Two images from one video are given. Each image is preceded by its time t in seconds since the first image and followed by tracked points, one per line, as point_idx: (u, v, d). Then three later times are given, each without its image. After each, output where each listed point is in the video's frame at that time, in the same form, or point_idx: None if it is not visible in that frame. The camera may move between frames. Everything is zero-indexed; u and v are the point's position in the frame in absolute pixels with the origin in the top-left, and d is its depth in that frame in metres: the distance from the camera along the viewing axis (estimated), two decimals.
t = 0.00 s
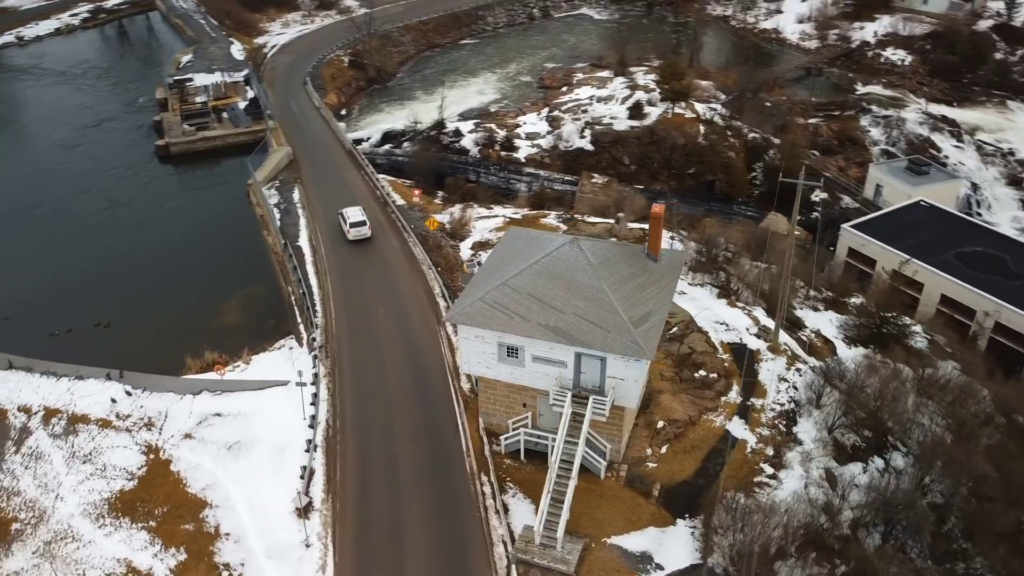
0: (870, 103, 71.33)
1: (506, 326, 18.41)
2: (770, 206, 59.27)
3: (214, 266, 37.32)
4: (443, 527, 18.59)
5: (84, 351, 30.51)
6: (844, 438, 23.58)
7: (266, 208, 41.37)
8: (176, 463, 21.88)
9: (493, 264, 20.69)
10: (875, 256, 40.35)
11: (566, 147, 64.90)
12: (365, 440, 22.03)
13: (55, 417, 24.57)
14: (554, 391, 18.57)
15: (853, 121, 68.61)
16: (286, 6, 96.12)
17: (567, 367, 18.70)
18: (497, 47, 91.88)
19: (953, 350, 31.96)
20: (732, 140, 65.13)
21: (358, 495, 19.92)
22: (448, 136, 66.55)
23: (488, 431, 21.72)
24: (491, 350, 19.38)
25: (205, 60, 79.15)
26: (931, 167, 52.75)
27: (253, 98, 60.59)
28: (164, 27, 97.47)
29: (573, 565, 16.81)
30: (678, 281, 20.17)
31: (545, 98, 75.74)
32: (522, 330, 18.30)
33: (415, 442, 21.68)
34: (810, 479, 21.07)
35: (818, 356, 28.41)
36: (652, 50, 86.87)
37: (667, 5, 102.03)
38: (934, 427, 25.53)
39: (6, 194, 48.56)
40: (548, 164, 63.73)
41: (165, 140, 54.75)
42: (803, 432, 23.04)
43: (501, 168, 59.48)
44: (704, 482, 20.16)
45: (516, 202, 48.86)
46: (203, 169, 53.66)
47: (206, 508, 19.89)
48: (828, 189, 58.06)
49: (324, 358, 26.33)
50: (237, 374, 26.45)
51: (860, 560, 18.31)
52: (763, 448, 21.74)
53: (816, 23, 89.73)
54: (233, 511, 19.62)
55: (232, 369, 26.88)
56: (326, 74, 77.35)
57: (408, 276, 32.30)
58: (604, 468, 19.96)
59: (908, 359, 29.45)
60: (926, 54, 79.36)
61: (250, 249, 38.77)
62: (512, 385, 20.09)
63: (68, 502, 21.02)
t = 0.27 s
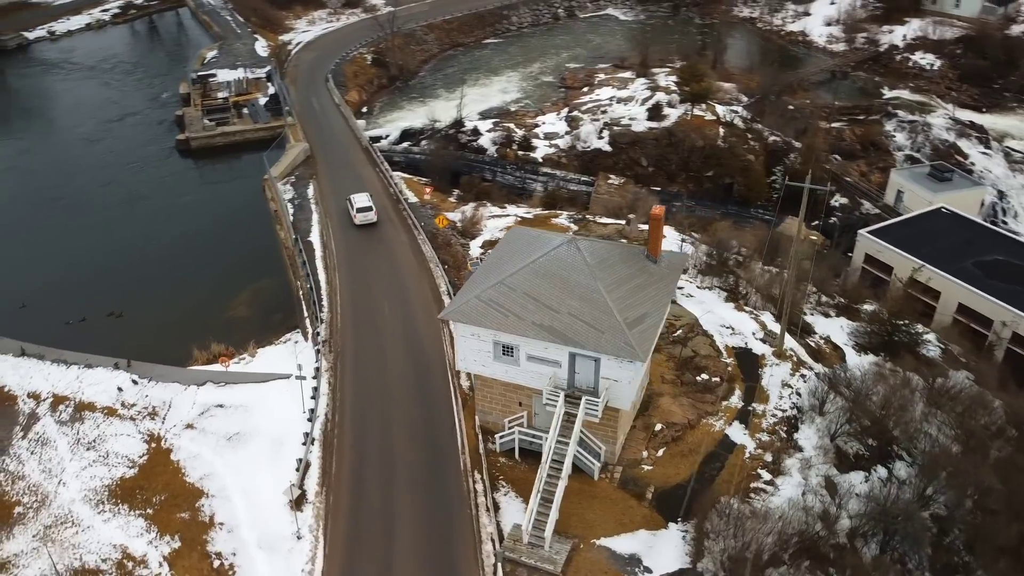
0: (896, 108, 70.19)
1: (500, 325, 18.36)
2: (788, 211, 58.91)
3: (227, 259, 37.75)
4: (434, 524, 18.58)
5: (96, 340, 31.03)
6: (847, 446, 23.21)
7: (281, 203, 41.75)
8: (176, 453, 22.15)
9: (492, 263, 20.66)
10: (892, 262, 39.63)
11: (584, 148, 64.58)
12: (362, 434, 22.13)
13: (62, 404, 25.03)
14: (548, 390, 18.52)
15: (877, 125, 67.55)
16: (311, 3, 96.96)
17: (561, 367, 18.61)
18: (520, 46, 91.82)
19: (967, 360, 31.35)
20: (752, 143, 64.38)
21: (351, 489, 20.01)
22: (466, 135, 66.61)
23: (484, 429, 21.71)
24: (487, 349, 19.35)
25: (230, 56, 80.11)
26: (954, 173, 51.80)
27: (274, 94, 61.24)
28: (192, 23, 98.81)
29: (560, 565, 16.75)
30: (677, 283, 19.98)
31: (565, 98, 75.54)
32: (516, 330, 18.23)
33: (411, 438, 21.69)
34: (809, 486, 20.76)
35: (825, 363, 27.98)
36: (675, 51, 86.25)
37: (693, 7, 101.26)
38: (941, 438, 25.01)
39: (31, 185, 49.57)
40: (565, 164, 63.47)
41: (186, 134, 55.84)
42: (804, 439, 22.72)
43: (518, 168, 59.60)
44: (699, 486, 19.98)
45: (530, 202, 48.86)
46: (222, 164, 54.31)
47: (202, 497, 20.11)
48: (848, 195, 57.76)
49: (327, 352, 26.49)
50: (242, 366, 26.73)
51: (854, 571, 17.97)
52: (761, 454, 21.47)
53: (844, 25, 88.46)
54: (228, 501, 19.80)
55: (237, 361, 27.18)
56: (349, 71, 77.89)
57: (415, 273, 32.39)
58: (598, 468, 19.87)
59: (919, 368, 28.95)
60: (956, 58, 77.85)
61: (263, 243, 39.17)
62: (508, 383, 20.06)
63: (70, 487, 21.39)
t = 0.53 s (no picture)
0: (926, 114, 68.88)
1: (494, 323, 18.33)
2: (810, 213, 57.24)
3: (241, 252, 38.26)
4: (424, 519, 18.62)
5: (110, 328, 31.65)
6: (849, 456, 22.78)
7: (297, 198, 42.19)
8: (177, 441, 22.50)
9: (490, 261, 20.68)
10: (912, 271, 38.55)
11: (604, 148, 64.24)
12: (360, 427, 22.25)
13: (72, 390, 25.58)
14: (540, 390, 18.49)
15: (905, 131, 66.30)
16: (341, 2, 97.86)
17: (555, 367, 18.55)
18: (547, 46, 91.68)
19: (984, 371, 30.59)
20: (775, 146, 63.35)
21: (345, 481, 20.14)
22: (487, 133, 66.65)
23: (479, 427, 21.75)
24: (482, 347, 19.36)
25: (258, 53, 81.16)
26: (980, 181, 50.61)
27: (297, 91, 61.94)
28: (223, 19, 100.25)
29: (544, 565, 16.69)
30: (675, 286, 19.83)
31: (588, 99, 75.13)
32: (510, 328, 18.18)
33: (407, 432, 21.76)
34: (806, 494, 20.41)
35: (833, 371, 27.49)
36: (703, 53, 85.46)
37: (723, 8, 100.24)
38: (949, 450, 24.41)
39: (58, 176, 50.74)
40: (585, 164, 63.13)
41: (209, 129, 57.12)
42: (804, 446, 22.36)
43: (536, 167, 59.53)
44: (693, 491, 19.76)
45: (546, 201, 48.79)
46: (244, 158, 54.99)
47: (199, 485, 20.39)
48: (872, 201, 56.88)
49: (331, 345, 26.71)
50: (247, 358, 27.07)
51: None
52: (759, 461, 21.18)
53: (877, 29, 86.97)
54: (224, 490, 20.04)
55: (244, 353, 27.54)
56: (375, 68, 78.46)
57: (424, 270, 32.53)
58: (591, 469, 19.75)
59: (931, 378, 28.32)
60: (991, 64, 76.09)
61: (277, 238, 39.62)
62: (503, 382, 20.04)
63: (73, 471, 21.85)
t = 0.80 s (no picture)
0: (957, 120, 67.53)
1: (488, 321, 18.34)
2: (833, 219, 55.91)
3: (256, 245, 38.72)
4: (414, 514, 18.68)
5: (125, 317, 32.24)
6: (851, 465, 22.37)
7: (313, 191, 42.59)
8: (180, 429, 22.86)
9: (490, 259, 20.69)
10: (931, 279, 37.86)
11: (624, 149, 63.81)
12: (357, 421, 22.40)
13: (82, 375, 26.13)
14: (532, 389, 18.47)
15: (935, 137, 65.00)
16: None
17: (548, 366, 18.49)
18: (574, 46, 91.33)
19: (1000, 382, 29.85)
20: (799, 150, 62.02)
21: (339, 474, 20.28)
22: (508, 132, 66.57)
23: (475, 424, 21.77)
24: (477, 344, 19.37)
25: (284, 49, 82.06)
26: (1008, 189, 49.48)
27: (320, 87, 62.48)
28: (253, 15, 101.44)
29: (529, 564, 16.68)
30: (675, 288, 19.63)
31: (611, 100, 74.49)
32: (504, 326, 18.17)
33: (404, 428, 21.83)
34: (803, 502, 20.09)
35: (841, 378, 27.00)
36: (731, 53, 84.45)
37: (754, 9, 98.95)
38: (957, 463, 23.85)
39: (84, 168, 51.83)
40: (604, 165, 62.63)
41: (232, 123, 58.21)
42: (805, 454, 22.02)
43: (555, 166, 59.42)
44: (686, 495, 19.58)
45: (564, 201, 48.64)
46: (265, 152, 55.60)
47: (197, 473, 20.69)
48: (897, 207, 55.99)
49: (336, 338, 26.93)
50: (253, 349, 27.40)
51: None
52: (756, 467, 20.91)
53: (911, 33, 85.34)
54: (220, 478, 20.31)
55: (251, 344, 27.87)
56: (400, 66, 78.84)
57: (433, 266, 32.64)
58: (584, 470, 19.67)
59: (943, 389, 27.74)
60: None
61: (292, 232, 40.04)
62: (498, 380, 20.02)
63: (78, 455, 22.33)
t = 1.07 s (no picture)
0: (990, 126, 66.17)
1: (483, 318, 18.39)
2: (855, 227, 54.54)
3: (270, 238, 39.18)
4: (404, 509, 18.74)
5: (139, 306, 32.81)
6: (852, 474, 21.97)
7: (329, 187, 42.98)
8: (183, 417, 23.22)
9: (489, 257, 20.71)
10: (950, 288, 36.86)
11: (645, 150, 63.27)
12: (356, 415, 22.54)
13: (93, 362, 26.69)
14: (525, 388, 18.46)
15: (964, 144, 63.66)
16: None
17: (542, 365, 18.46)
18: (602, 46, 90.88)
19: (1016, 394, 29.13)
20: (823, 154, 60.99)
21: (334, 467, 20.44)
22: (529, 131, 66.47)
23: (472, 421, 21.77)
24: (473, 342, 19.41)
25: (311, 45, 82.90)
26: None
27: (342, 83, 63.07)
28: (283, 11, 102.57)
29: (515, 562, 16.67)
30: (674, 291, 19.46)
31: (635, 100, 74.08)
32: (498, 324, 18.19)
33: (401, 423, 21.94)
34: (800, 509, 19.77)
35: (849, 386, 26.52)
36: (760, 55, 83.41)
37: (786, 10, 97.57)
38: (964, 475, 23.31)
39: (111, 160, 52.89)
40: (624, 165, 62.27)
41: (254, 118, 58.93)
42: (804, 461, 21.67)
43: (574, 166, 59.19)
44: (680, 499, 19.42)
45: (580, 202, 48.52)
46: (286, 147, 56.19)
47: (195, 461, 21.00)
48: (920, 214, 55.08)
49: (341, 331, 27.13)
50: (259, 341, 27.73)
51: None
52: (753, 472, 20.66)
53: (945, 36, 83.67)
54: (217, 467, 20.58)
55: (258, 336, 28.21)
56: (425, 64, 79.19)
57: (442, 263, 32.76)
58: (577, 470, 19.59)
59: (954, 400, 27.16)
60: None
61: (307, 226, 40.43)
62: (493, 378, 20.03)
63: (83, 440, 22.81)
